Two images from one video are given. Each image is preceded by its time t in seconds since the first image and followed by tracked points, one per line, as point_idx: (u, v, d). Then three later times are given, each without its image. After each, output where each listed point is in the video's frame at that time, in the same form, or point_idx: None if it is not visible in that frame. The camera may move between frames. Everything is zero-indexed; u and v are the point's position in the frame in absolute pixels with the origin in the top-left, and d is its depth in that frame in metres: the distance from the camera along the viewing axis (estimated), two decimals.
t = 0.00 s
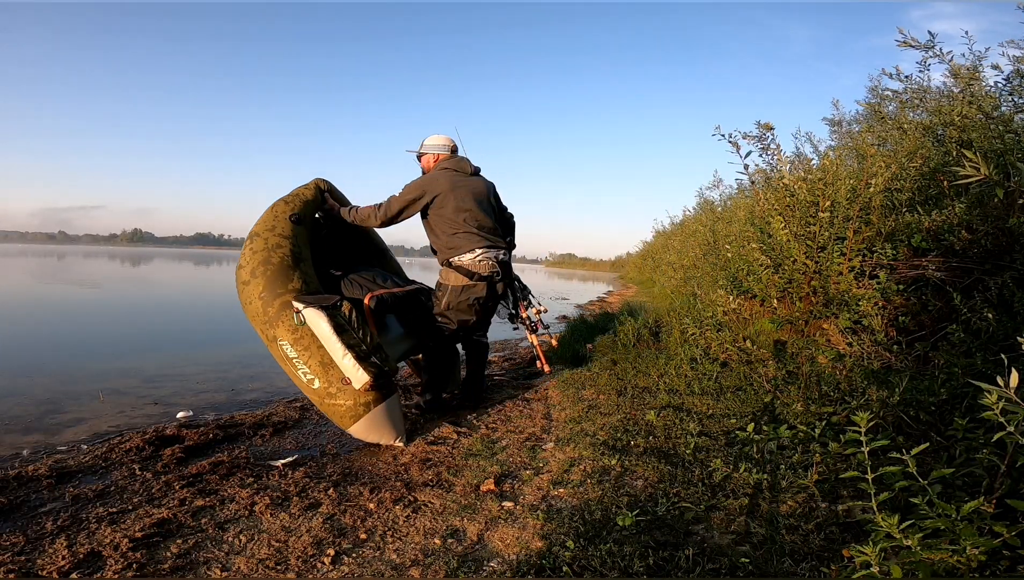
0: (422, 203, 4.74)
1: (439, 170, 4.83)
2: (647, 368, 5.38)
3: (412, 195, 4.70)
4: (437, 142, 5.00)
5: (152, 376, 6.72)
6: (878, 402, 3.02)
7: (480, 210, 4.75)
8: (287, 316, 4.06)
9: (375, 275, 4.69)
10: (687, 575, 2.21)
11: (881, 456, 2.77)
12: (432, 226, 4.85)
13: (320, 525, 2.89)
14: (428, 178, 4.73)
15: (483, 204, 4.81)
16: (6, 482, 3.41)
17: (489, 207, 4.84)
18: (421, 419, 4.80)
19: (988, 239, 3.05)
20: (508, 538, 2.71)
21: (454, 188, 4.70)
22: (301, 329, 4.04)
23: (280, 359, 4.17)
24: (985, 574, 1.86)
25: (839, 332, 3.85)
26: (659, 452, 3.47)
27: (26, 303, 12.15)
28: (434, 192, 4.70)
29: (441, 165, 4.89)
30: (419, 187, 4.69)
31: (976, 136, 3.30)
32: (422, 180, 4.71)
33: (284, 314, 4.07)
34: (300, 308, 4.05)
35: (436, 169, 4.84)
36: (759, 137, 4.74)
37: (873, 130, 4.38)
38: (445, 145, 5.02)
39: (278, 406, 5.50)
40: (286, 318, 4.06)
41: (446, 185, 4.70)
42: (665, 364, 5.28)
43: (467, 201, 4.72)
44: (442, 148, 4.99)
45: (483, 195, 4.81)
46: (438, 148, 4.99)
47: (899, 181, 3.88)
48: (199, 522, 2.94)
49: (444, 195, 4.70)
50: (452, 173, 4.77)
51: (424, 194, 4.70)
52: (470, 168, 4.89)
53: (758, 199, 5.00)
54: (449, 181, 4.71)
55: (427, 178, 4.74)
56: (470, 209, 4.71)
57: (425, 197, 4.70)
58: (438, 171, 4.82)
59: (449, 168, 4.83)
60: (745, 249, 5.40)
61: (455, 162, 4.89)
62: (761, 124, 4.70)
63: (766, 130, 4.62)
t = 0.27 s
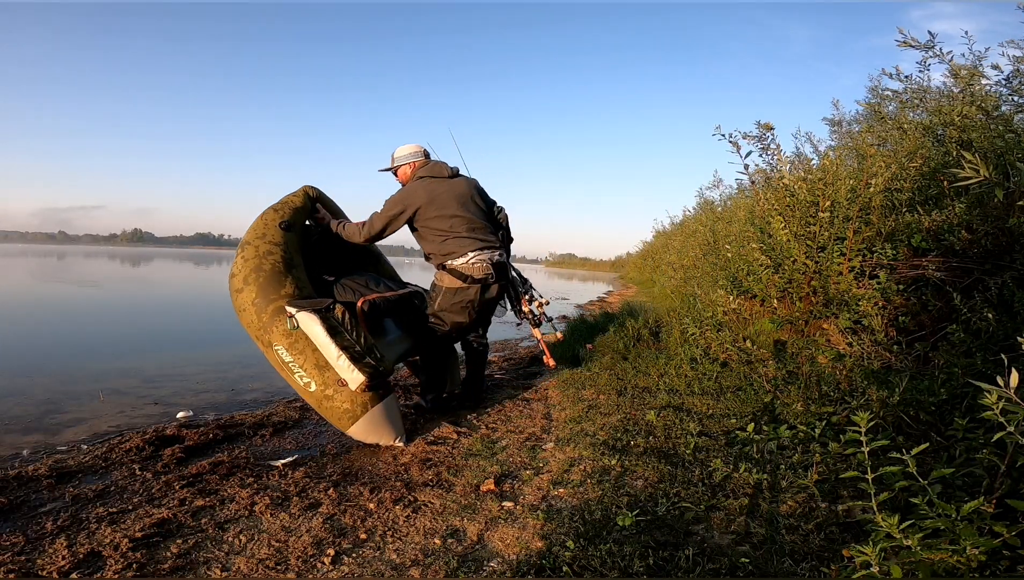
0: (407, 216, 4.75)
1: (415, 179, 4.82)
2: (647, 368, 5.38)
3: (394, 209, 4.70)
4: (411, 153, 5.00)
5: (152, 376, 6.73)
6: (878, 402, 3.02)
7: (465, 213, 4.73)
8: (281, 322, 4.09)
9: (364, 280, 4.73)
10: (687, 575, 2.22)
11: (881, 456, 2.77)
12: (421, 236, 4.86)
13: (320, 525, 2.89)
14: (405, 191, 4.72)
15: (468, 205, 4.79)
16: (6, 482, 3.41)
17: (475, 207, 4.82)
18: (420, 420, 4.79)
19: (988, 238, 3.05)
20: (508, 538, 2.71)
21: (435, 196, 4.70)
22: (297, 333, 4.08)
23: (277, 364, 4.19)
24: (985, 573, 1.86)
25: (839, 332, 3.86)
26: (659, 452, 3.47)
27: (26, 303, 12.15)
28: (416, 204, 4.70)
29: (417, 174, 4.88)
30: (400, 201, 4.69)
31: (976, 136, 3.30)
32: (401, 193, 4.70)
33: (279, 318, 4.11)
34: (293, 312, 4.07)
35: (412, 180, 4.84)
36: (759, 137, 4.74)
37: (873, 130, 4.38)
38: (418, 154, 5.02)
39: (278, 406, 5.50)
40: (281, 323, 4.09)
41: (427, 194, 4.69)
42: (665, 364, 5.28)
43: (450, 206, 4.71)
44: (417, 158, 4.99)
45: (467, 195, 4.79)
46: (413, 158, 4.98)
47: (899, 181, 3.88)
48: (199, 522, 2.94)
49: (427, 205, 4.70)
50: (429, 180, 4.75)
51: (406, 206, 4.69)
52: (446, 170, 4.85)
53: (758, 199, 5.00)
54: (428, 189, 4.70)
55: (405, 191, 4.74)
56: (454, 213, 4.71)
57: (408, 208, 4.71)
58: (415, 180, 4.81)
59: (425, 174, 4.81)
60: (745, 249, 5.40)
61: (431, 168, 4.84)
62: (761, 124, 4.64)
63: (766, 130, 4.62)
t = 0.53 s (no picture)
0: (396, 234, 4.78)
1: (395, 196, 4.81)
2: (647, 368, 5.38)
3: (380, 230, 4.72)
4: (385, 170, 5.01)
5: (152, 376, 6.73)
6: (878, 402, 3.02)
7: (451, 217, 4.73)
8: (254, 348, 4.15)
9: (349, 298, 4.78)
10: (687, 575, 2.22)
11: (881, 456, 2.77)
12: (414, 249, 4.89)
13: (320, 525, 2.89)
14: (387, 212, 4.73)
15: (453, 208, 4.78)
16: (6, 482, 3.41)
17: (461, 208, 4.82)
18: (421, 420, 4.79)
19: (988, 238, 3.05)
20: (508, 538, 2.71)
21: (418, 207, 4.70)
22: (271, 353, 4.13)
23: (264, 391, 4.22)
24: (985, 573, 1.86)
25: (839, 332, 3.86)
26: (659, 452, 3.47)
27: (27, 302, 12.15)
28: (400, 221, 4.71)
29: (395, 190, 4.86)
30: (384, 222, 4.70)
31: (977, 136, 3.29)
32: (384, 213, 4.71)
33: (249, 345, 4.18)
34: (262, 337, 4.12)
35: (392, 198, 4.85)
36: (759, 137, 4.74)
37: (873, 130, 4.37)
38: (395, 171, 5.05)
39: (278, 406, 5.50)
40: (252, 348, 4.16)
41: (409, 208, 4.69)
42: (665, 364, 5.27)
43: (435, 214, 4.72)
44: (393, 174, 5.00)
45: (449, 198, 4.79)
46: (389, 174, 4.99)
47: (899, 181, 3.87)
48: (199, 522, 2.94)
49: (412, 218, 4.71)
50: (408, 193, 4.74)
51: (391, 225, 4.71)
52: (422, 177, 4.82)
53: (758, 199, 5.00)
54: (409, 203, 4.70)
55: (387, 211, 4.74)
56: (441, 220, 4.72)
57: (394, 226, 4.73)
58: (395, 197, 4.80)
59: (403, 188, 4.77)
60: (745, 250, 5.40)
61: (408, 180, 4.80)
62: (761, 124, 4.66)
63: (766, 130, 4.62)
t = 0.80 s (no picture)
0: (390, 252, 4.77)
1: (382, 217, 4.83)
2: (646, 368, 5.38)
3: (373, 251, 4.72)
4: (361, 189, 4.98)
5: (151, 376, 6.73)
6: (878, 402, 3.03)
7: (441, 224, 4.74)
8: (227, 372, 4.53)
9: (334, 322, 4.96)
10: (687, 575, 2.21)
11: (881, 456, 2.77)
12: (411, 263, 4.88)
13: (320, 525, 2.89)
14: (376, 233, 4.73)
15: (442, 214, 4.80)
16: (6, 482, 3.41)
17: (449, 214, 4.83)
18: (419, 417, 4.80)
19: (988, 238, 3.05)
20: (508, 538, 2.71)
21: (406, 221, 4.72)
22: (247, 369, 4.50)
23: (251, 412, 4.42)
24: (985, 573, 1.86)
25: (839, 332, 3.85)
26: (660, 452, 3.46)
27: (27, 302, 12.16)
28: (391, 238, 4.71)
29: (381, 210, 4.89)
30: (375, 241, 4.69)
31: (976, 136, 3.29)
32: (374, 234, 4.71)
33: (222, 378, 4.54)
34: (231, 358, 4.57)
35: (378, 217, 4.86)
36: (759, 137, 4.74)
37: (873, 130, 4.37)
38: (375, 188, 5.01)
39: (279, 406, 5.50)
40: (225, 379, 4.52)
41: (396, 223, 4.72)
42: (665, 364, 5.27)
43: (423, 222, 4.73)
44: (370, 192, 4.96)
45: (435, 205, 4.82)
46: (367, 193, 4.95)
47: (899, 181, 3.87)
48: (199, 522, 2.94)
49: (402, 232, 4.72)
50: (393, 211, 4.77)
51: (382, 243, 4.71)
52: (402, 191, 4.86)
53: (758, 200, 5.00)
54: (396, 219, 4.73)
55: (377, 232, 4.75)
56: (431, 227, 4.72)
57: (386, 243, 4.72)
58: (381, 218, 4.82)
59: (388, 205, 4.81)
60: (745, 249, 5.40)
61: (391, 198, 4.84)
62: (761, 124, 4.65)
63: (766, 130, 4.62)
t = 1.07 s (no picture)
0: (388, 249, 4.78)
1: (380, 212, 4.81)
2: (646, 368, 5.38)
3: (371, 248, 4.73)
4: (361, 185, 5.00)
5: (151, 376, 6.72)
6: (878, 402, 3.03)
7: (439, 222, 4.74)
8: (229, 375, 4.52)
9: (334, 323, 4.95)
10: (687, 576, 2.21)
11: (881, 456, 2.77)
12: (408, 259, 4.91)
13: (320, 525, 2.89)
14: (374, 229, 4.73)
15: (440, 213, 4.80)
16: (6, 482, 3.41)
17: (448, 212, 4.83)
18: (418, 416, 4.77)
19: (988, 238, 3.06)
20: (508, 538, 2.71)
21: (404, 217, 4.72)
22: (248, 373, 4.46)
23: (254, 415, 4.39)
24: (985, 573, 1.86)
25: (839, 332, 3.85)
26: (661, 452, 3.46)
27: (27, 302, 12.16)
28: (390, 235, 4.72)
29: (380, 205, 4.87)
30: (373, 238, 4.69)
31: (976, 136, 3.29)
32: (372, 230, 4.71)
33: (224, 380, 4.52)
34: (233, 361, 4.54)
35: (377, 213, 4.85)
36: (759, 137, 4.74)
37: (873, 130, 4.37)
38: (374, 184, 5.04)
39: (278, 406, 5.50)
40: (227, 381, 4.50)
41: (395, 219, 4.72)
42: (664, 364, 5.27)
43: (421, 221, 4.72)
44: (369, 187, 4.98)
45: (434, 202, 4.81)
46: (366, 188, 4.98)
47: (899, 181, 3.88)
48: (199, 522, 2.94)
49: (401, 229, 4.72)
50: (392, 206, 4.76)
51: (380, 241, 4.71)
52: (402, 187, 4.85)
53: (758, 200, 5.00)
54: (395, 215, 4.72)
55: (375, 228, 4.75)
56: (429, 226, 4.72)
57: (385, 240, 4.72)
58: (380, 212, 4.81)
59: (387, 199, 4.80)
60: (745, 249, 5.40)
61: (390, 193, 4.83)
62: (761, 124, 4.64)
63: (766, 130, 4.63)
